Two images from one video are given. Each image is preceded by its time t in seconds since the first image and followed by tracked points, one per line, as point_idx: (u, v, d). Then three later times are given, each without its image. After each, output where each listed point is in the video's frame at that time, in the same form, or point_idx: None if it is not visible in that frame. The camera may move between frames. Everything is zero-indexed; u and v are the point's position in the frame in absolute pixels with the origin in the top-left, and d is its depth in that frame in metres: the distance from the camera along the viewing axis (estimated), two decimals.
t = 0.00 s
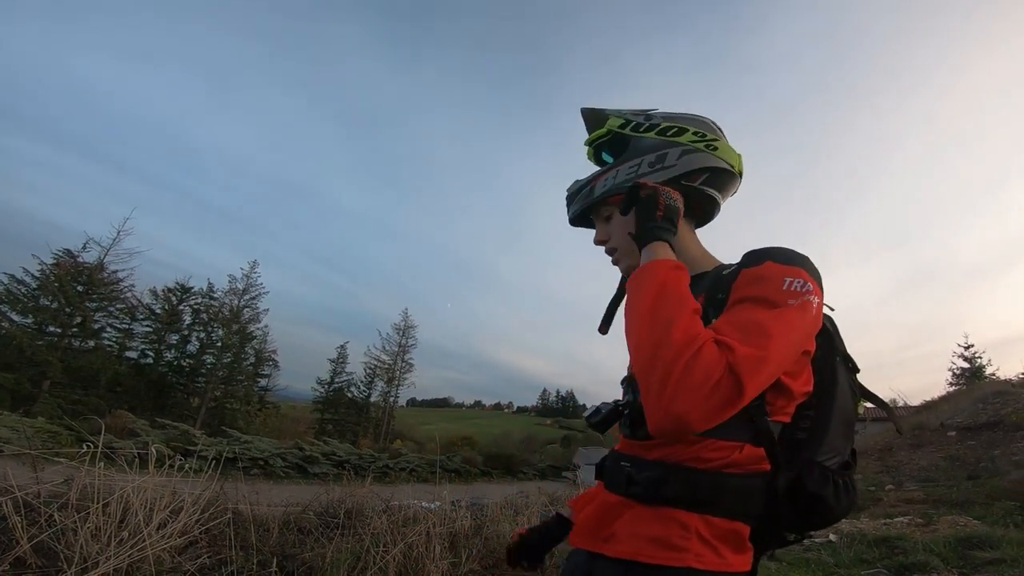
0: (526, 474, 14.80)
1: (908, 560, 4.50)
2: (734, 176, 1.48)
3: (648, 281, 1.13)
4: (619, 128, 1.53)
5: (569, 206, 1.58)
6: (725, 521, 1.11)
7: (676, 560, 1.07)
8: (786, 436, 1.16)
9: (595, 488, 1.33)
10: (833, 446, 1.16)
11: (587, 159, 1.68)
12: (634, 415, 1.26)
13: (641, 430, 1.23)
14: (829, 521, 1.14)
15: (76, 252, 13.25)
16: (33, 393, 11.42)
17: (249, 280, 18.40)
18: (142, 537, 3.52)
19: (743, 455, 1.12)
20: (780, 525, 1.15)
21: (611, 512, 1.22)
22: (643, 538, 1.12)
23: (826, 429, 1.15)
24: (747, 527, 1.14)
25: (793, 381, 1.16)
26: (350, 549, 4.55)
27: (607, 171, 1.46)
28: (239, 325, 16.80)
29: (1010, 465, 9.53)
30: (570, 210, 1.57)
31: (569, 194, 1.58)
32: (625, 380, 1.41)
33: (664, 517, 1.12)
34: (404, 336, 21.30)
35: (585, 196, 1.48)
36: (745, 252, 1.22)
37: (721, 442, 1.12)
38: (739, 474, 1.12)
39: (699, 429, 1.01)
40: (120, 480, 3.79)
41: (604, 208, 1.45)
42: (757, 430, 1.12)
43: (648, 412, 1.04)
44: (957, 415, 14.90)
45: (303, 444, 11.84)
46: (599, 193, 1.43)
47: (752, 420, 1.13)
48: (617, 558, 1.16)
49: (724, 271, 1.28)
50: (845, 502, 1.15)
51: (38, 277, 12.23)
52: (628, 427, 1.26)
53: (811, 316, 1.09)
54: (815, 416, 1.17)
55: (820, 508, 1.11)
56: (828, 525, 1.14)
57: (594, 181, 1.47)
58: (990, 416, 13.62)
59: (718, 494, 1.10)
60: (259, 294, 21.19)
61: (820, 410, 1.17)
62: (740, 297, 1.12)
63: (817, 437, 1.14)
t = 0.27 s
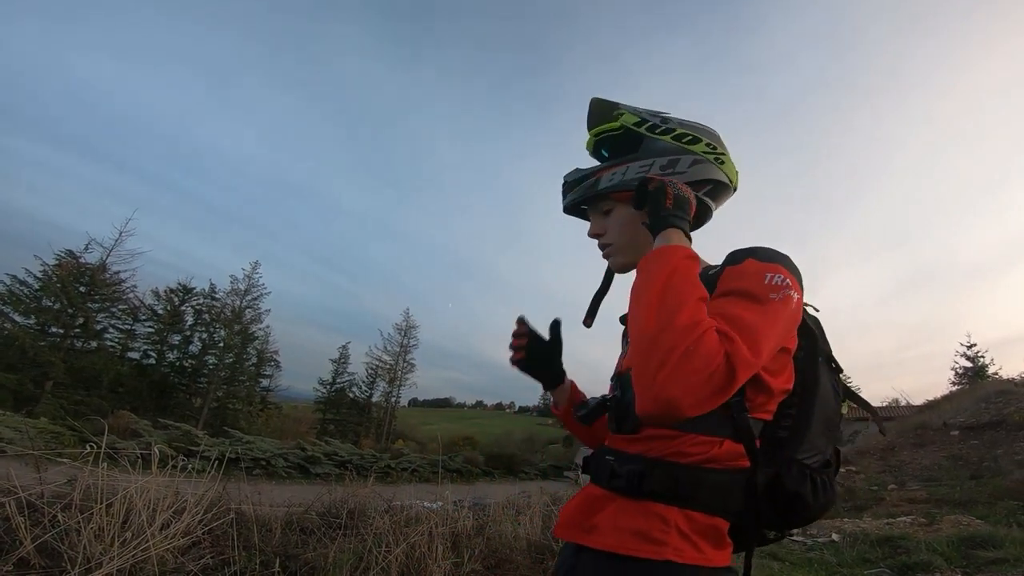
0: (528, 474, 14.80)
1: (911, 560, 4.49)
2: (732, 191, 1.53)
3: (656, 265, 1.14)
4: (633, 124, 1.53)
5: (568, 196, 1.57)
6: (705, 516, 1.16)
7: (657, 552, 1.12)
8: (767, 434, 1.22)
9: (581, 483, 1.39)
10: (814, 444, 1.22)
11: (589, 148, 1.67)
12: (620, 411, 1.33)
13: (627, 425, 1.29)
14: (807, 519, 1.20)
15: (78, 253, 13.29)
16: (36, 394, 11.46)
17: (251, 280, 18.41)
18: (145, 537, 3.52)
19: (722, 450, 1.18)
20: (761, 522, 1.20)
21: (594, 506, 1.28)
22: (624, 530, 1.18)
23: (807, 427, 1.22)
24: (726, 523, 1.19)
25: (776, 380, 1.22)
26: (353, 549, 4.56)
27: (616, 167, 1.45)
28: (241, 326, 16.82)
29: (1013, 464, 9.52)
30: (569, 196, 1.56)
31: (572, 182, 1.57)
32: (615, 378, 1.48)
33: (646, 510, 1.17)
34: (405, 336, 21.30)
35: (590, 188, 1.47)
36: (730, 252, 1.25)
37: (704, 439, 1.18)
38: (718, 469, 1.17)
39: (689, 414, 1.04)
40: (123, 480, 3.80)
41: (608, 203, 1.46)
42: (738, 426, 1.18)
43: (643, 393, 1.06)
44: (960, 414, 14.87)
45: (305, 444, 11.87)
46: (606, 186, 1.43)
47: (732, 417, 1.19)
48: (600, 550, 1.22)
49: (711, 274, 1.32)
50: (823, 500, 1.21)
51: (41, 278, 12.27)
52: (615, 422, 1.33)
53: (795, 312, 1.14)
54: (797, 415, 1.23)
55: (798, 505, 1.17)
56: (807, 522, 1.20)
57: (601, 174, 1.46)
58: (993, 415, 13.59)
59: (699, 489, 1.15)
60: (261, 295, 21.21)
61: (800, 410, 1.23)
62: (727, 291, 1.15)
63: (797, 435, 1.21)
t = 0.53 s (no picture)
0: (541, 475, 14.80)
1: (932, 558, 4.46)
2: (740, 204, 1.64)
3: (686, 254, 1.25)
4: (667, 124, 1.56)
5: (587, 177, 1.62)
6: (711, 513, 1.26)
7: (664, 547, 1.21)
8: (770, 434, 1.32)
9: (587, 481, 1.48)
10: (812, 445, 1.32)
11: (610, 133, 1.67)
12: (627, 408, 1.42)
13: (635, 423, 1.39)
14: (805, 517, 1.29)
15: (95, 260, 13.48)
16: (56, 399, 11.62)
17: (264, 284, 18.56)
18: (164, 540, 3.56)
19: (731, 448, 1.28)
20: (761, 517, 1.30)
21: (602, 503, 1.37)
22: (633, 525, 1.27)
23: (807, 427, 1.31)
24: (729, 519, 1.30)
25: (781, 382, 1.32)
26: (367, 552, 4.59)
27: (647, 159, 1.51)
28: (255, 330, 16.93)
29: None
30: (591, 177, 1.60)
31: (592, 165, 1.62)
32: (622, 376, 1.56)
33: (653, 507, 1.26)
34: (417, 338, 21.36)
35: (616, 175, 1.52)
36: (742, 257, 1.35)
37: (710, 437, 1.29)
38: (725, 467, 1.27)
39: (697, 394, 1.13)
40: (141, 483, 3.85)
41: (632, 193, 1.52)
42: (745, 425, 1.29)
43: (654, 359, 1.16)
44: (980, 412, 14.66)
45: (319, 447, 11.95)
46: (637, 176, 1.48)
47: (740, 416, 1.30)
48: (607, 545, 1.30)
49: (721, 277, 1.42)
50: (821, 498, 1.30)
51: (60, 285, 12.47)
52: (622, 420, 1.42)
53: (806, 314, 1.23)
54: (797, 416, 1.33)
55: (797, 504, 1.26)
56: (803, 520, 1.29)
57: (631, 163, 1.51)
58: (1015, 413, 13.39)
59: (705, 484, 1.25)
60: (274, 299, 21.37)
61: (800, 411, 1.33)
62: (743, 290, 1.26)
63: (797, 435, 1.30)
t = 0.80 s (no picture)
0: (564, 477, 14.78)
1: (972, 559, 4.37)
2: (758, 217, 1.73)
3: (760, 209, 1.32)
4: (713, 127, 1.64)
5: (628, 157, 1.67)
6: (743, 513, 1.30)
7: (701, 550, 1.22)
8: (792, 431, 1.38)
9: (608, 484, 1.48)
10: (828, 440, 1.41)
11: (651, 124, 1.72)
12: (649, 406, 1.41)
13: (660, 423, 1.39)
14: (827, 510, 1.39)
15: (127, 270, 13.87)
16: (92, 405, 11.96)
17: (288, 291, 18.83)
18: (197, 544, 3.64)
19: (760, 448, 1.32)
20: (786, 512, 1.37)
21: (629, 507, 1.37)
22: (667, 529, 1.27)
23: (823, 424, 1.39)
24: (760, 517, 1.34)
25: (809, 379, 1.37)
26: (392, 555, 4.66)
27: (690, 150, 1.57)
28: (280, 336, 17.17)
29: None
30: (634, 155, 1.66)
31: (635, 147, 1.67)
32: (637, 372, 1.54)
33: (686, 510, 1.28)
34: (438, 342, 21.47)
35: (660, 158, 1.58)
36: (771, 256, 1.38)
37: (743, 439, 1.32)
38: (758, 465, 1.31)
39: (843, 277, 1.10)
40: (174, 488, 3.95)
41: (671, 177, 1.58)
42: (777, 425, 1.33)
43: (793, 296, 1.14)
44: (1019, 409, 14.26)
45: (344, 450, 12.09)
46: (680, 162, 1.55)
47: (773, 415, 1.34)
48: (638, 550, 1.30)
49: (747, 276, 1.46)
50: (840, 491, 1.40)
51: (93, 295, 12.86)
52: (644, 421, 1.42)
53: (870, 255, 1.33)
54: (816, 413, 1.39)
55: (823, 497, 1.36)
56: (829, 513, 1.39)
57: (676, 151, 1.57)
58: None
59: (739, 484, 1.28)
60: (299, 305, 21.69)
61: (817, 409, 1.40)
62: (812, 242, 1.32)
63: (817, 433, 1.38)
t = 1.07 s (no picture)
0: (592, 479, 14.74)
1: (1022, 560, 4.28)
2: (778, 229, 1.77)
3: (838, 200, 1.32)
4: (748, 134, 1.69)
5: (667, 150, 1.70)
6: (791, 512, 1.32)
7: (753, 551, 1.24)
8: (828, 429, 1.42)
9: (644, 488, 1.48)
10: (861, 437, 1.45)
11: (684, 124, 1.76)
12: (687, 407, 1.41)
13: (700, 424, 1.39)
14: (867, 506, 1.43)
15: (162, 280, 14.27)
16: (131, 412, 12.32)
17: (316, 298, 19.11)
18: (236, 549, 3.75)
19: (802, 447, 1.35)
20: (827, 509, 1.40)
21: (671, 512, 1.38)
22: (715, 534, 1.29)
23: (858, 422, 1.44)
24: (806, 516, 1.36)
25: (845, 377, 1.41)
26: (424, 558, 4.74)
27: (727, 150, 1.61)
28: (309, 342, 17.40)
29: None
30: (671, 151, 1.70)
31: (673, 141, 1.70)
32: (668, 373, 1.54)
33: (736, 511, 1.29)
34: (463, 346, 21.57)
35: (698, 155, 1.62)
36: (804, 257, 1.42)
37: (787, 436, 1.34)
38: (802, 463, 1.33)
39: (963, 264, 1.12)
40: (214, 494, 4.06)
41: (707, 175, 1.62)
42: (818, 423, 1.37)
43: (926, 277, 1.14)
44: None
45: (373, 454, 12.26)
46: (719, 161, 1.59)
47: (816, 413, 1.38)
48: (684, 556, 1.31)
49: (778, 275, 1.49)
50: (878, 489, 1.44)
51: (130, 305, 13.28)
52: (680, 423, 1.42)
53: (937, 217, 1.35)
54: (850, 411, 1.43)
55: (863, 493, 1.39)
56: (868, 509, 1.42)
57: (714, 149, 1.61)
58: None
59: (787, 483, 1.30)
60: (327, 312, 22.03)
61: (850, 408, 1.44)
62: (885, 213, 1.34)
63: (851, 431, 1.43)
